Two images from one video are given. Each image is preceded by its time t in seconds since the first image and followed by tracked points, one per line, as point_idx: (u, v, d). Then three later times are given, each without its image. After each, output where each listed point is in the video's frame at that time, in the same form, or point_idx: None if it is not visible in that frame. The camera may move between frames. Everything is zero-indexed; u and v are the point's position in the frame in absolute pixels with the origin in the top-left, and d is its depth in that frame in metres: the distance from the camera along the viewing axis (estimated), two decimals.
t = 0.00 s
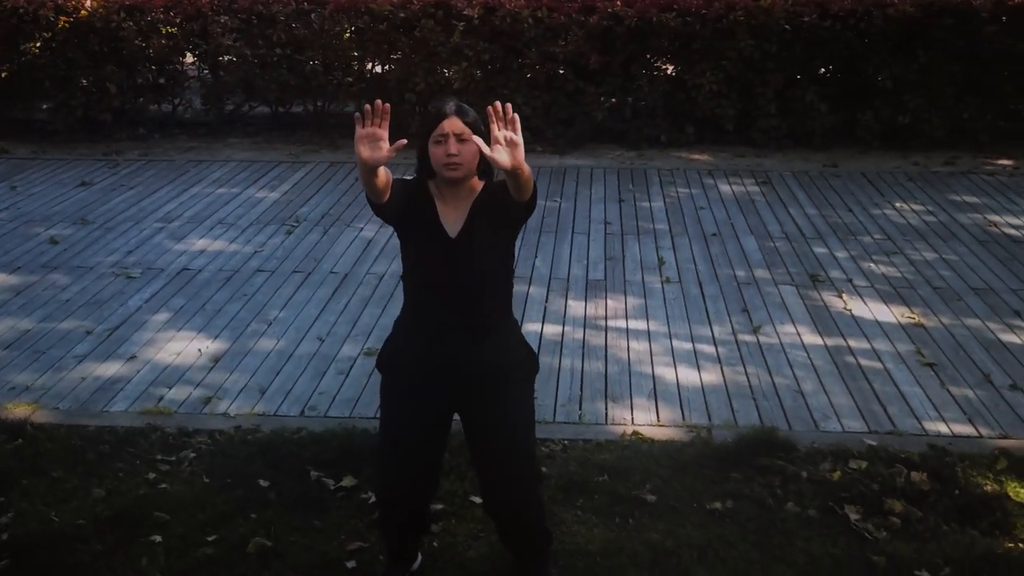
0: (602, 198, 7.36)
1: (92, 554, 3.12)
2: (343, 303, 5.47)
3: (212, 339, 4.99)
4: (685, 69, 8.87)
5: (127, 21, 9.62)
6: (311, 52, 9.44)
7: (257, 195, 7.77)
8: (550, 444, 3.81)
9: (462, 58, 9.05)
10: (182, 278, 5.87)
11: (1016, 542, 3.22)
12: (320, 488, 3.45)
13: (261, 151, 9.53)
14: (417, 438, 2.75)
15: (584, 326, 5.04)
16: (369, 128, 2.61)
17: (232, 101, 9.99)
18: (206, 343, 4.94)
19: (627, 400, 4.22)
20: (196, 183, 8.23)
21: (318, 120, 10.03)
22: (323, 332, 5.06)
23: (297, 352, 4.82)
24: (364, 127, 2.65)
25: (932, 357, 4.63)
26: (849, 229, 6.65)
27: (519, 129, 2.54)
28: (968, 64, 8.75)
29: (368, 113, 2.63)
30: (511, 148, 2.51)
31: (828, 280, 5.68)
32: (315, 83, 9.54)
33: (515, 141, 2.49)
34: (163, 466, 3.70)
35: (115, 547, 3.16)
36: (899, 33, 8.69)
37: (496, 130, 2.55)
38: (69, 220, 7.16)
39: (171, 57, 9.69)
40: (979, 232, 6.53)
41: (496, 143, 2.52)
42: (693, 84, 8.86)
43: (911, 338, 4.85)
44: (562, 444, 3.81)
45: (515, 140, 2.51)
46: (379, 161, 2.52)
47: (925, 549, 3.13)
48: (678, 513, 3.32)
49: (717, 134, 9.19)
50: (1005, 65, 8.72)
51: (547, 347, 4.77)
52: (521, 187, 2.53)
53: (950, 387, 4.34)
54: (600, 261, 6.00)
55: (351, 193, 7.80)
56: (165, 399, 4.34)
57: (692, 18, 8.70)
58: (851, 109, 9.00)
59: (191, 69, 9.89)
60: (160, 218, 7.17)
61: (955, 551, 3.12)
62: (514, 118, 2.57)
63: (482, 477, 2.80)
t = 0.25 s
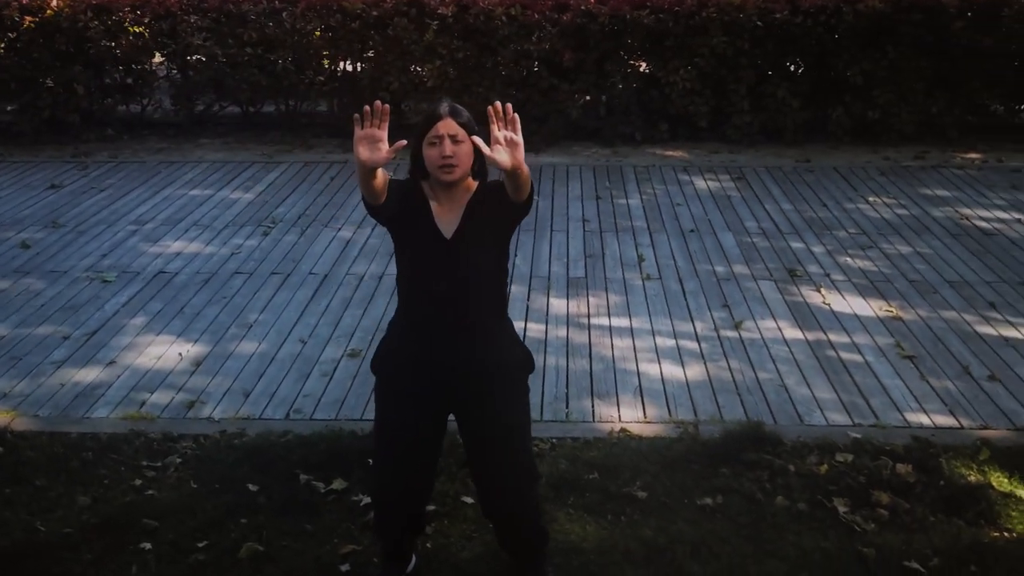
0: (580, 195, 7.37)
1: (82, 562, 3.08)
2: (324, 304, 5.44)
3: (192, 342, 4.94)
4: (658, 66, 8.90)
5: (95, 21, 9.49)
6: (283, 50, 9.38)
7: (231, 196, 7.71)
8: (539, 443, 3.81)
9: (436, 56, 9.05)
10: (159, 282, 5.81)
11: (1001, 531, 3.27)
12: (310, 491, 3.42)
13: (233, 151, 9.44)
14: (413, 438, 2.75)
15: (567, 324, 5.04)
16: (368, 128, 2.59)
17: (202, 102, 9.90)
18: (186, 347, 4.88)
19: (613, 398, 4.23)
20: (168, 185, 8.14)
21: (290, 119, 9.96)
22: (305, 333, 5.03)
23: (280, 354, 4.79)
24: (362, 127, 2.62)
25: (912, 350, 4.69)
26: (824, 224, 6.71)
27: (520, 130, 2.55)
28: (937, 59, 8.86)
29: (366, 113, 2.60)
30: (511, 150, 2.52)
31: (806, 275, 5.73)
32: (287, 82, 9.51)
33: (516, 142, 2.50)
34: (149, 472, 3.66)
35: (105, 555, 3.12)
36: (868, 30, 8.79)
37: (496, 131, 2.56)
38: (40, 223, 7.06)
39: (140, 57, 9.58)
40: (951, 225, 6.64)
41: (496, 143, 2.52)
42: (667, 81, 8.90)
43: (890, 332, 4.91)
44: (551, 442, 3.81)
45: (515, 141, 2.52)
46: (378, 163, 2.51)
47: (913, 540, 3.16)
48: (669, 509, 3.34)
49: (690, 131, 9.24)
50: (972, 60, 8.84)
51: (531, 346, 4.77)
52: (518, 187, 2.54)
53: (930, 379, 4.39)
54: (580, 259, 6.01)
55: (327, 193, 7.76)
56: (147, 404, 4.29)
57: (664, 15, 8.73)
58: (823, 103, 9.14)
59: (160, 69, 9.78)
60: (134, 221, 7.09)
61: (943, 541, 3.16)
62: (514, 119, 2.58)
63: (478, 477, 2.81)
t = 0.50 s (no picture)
0: (559, 194, 7.39)
1: (73, 568, 3.05)
2: (306, 305, 5.41)
3: (174, 345, 4.89)
4: (634, 63, 8.94)
5: (64, 21, 9.36)
6: (256, 49, 9.32)
7: (208, 197, 7.64)
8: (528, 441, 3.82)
9: (412, 54, 9.05)
10: (138, 284, 5.75)
11: (988, 520, 3.30)
12: (301, 493, 3.41)
13: (207, 152, 9.36)
14: (408, 438, 2.75)
15: (551, 322, 5.05)
16: (367, 128, 2.60)
17: (174, 103, 9.80)
18: (168, 350, 4.84)
19: (600, 395, 4.24)
20: (142, 187, 8.06)
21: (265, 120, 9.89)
22: (288, 334, 5.01)
23: (264, 356, 4.76)
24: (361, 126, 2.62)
25: (892, 343, 4.74)
26: (803, 220, 6.76)
27: (519, 128, 2.56)
28: (909, 56, 8.97)
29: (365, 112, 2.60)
30: (510, 147, 2.54)
31: (787, 270, 5.77)
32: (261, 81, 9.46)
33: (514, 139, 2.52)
34: (136, 476, 3.62)
35: (95, 560, 3.09)
36: (841, 26, 8.88)
37: (495, 129, 2.58)
38: (13, 227, 6.96)
39: (111, 58, 9.46)
40: (926, 219, 6.73)
41: (495, 141, 2.54)
42: (643, 78, 8.93)
43: (872, 325, 4.96)
44: (541, 439, 3.82)
45: (515, 138, 2.54)
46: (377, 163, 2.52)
47: (902, 530, 3.20)
48: (661, 505, 3.35)
49: (667, 128, 9.28)
50: (944, 56, 8.95)
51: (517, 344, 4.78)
52: (514, 185, 2.54)
53: (912, 371, 4.45)
54: (562, 257, 6.02)
55: (304, 193, 7.72)
56: (131, 408, 4.25)
57: (640, 13, 8.76)
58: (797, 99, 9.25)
59: (132, 69, 9.67)
60: (109, 223, 7.01)
61: (931, 530, 3.20)
62: (514, 116, 2.59)
63: (475, 476, 2.81)
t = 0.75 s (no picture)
0: (537, 191, 7.41)
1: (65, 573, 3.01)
2: (287, 305, 5.37)
3: (155, 347, 4.84)
4: (608, 61, 8.97)
5: (30, 20, 9.16)
6: (227, 46, 9.23)
7: (181, 198, 7.56)
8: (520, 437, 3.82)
9: (385, 53, 9.04)
10: (115, 286, 5.68)
11: (977, 508, 3.34)
12: (294, 493, 3.39)
13: (178, 153, 9.25)
14: (407, 436, 2.73)
15: (535, 319, 5.05)
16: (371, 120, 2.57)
17: (143, 103, 9.67)
18: (149, 352, 4.78)
19: (588, 392, 4.25)
20: (114, 188, 7.95)
21: (236, 119, 9.80)
22: (271, 335, 4.97)
23: (247, 357, 4.72)
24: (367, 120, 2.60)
25: (874, 335, 4.79)
26: (780, 216, 6.81)
27: (525, 118, 2.53)
28: (877, 53, 9.11)
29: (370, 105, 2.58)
30: (517, 138, 2.50)
31: (766, 265, 5.82)
32: (232, 81, 9.39)
33: (521, 130, 2.48)
34: (124, 479, 3.58)
35: (88, 564, 3.05)
36: (812, 24, 8.98)
37: (502, 121, 2.55)
38: None
39: (78, 57, 9.30)
40: (900, 214, 6.82)
41: (502, 133, 2.50)
42: (617, 76, 8.96)
43: (853, 318, 5.02)
44: (533, 435, 3.81)
45: (521, 129, 2.51)
46: (382, 155, 2.48)
47: (894, 519, 3.23)
48: (656, 498, 3.36)
49: (641, 126, 9.33)
50: (913, 54, 9.07)
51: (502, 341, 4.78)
52: (515, 177, 2.55)
53: (895, 363, 4.50)
54: (543, 254, 6.02)
55: (280, 193, 7.67)
56: (115, 410, 4.20)
57: (614, 11, 8.78)
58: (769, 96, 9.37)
59: (99, 68, 9.51)
60: (81, 225, 6.91)
61: (923, 518, 3.24)
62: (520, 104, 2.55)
63: (474, 473, 2.80)
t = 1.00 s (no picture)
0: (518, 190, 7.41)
1: None
2: (271, 307, 5.34)
3: (139, 350, 4.79)
4: (587, 60, 8.99)
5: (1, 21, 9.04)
6: (200, 48, 9.14)
7: (159, 199, 7.49)
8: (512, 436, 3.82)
9: (363, 52, 9.02)
10: (96, 289, 5.61)
11: (966, 500, 3.37)
12: (287, 495, 3.36)
13: (154, 154, 9.16)
14: (407, 435, 2.73)
15: (522, 318, 5.05)
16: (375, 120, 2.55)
17: (117, 104, 9.56)
18: (133, 355, 4.74)
19: (578, 390, 4.26)
20: (90, 190, 7.86)
21: (212, 120, 9.72)
22: (256, 336, 4.94)
23: (233, 359, 4.68)
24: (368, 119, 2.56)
25: (858, 330, 4.84)
26: (760, 213, 6.85)
27: (529, 118, 2.54)
28: (852, 50, 9.21)
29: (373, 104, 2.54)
30: (520, 137, 2.51)
31: (749, 262, 5.86)
32: (209, 81, 9.34)
33: (525, 128, 2.50)
34: (113, 484, 3.53)
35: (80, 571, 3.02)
36: (788, 22, 9.05)
37: (506, 119, 2.56)
38: None
39: (51, 58, 9.19)
40: (879, 210, 6.89)
41: (505, 131, 2.51)
42: (596, 75, 8.98)
43: (836, 314, 5.06)
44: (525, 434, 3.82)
45: (525, 127, 2.52)
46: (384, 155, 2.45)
47: (887, 512, 3.26)
48: (650, 495, 3.37)
49: (619, 124, 9.36)
50: (887, 51, 9.17)
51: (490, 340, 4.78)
52: (516, 176, 2.55)
53: (880, 358, 4.55)
54: (527, 253, 6.03)
55: (259, 193, 7.63)
56: (101, 415, 4.16)
57: (592, 9, 8.82)
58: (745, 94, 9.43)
59: (72, 70, 9.40)
60: (58, 228, 6.83)
61: (915, 510, 3.27)
62: (524, 104, 2.56)
63: (473, 472, 2.81)
